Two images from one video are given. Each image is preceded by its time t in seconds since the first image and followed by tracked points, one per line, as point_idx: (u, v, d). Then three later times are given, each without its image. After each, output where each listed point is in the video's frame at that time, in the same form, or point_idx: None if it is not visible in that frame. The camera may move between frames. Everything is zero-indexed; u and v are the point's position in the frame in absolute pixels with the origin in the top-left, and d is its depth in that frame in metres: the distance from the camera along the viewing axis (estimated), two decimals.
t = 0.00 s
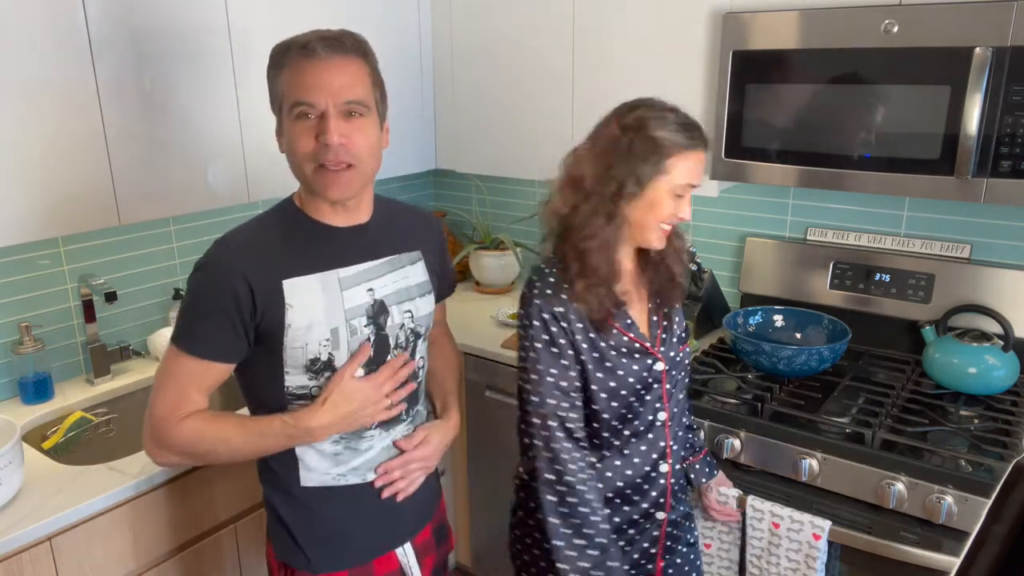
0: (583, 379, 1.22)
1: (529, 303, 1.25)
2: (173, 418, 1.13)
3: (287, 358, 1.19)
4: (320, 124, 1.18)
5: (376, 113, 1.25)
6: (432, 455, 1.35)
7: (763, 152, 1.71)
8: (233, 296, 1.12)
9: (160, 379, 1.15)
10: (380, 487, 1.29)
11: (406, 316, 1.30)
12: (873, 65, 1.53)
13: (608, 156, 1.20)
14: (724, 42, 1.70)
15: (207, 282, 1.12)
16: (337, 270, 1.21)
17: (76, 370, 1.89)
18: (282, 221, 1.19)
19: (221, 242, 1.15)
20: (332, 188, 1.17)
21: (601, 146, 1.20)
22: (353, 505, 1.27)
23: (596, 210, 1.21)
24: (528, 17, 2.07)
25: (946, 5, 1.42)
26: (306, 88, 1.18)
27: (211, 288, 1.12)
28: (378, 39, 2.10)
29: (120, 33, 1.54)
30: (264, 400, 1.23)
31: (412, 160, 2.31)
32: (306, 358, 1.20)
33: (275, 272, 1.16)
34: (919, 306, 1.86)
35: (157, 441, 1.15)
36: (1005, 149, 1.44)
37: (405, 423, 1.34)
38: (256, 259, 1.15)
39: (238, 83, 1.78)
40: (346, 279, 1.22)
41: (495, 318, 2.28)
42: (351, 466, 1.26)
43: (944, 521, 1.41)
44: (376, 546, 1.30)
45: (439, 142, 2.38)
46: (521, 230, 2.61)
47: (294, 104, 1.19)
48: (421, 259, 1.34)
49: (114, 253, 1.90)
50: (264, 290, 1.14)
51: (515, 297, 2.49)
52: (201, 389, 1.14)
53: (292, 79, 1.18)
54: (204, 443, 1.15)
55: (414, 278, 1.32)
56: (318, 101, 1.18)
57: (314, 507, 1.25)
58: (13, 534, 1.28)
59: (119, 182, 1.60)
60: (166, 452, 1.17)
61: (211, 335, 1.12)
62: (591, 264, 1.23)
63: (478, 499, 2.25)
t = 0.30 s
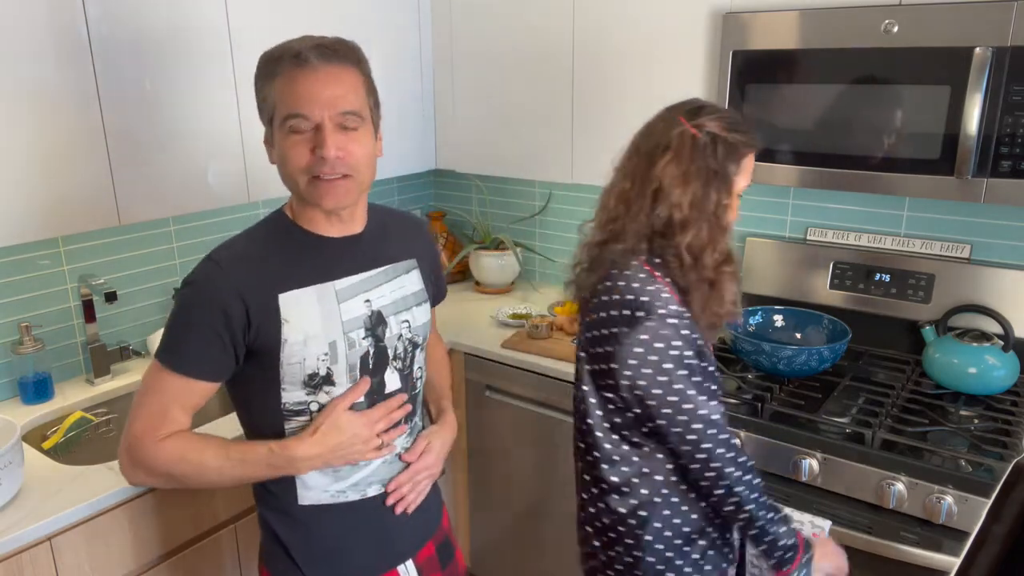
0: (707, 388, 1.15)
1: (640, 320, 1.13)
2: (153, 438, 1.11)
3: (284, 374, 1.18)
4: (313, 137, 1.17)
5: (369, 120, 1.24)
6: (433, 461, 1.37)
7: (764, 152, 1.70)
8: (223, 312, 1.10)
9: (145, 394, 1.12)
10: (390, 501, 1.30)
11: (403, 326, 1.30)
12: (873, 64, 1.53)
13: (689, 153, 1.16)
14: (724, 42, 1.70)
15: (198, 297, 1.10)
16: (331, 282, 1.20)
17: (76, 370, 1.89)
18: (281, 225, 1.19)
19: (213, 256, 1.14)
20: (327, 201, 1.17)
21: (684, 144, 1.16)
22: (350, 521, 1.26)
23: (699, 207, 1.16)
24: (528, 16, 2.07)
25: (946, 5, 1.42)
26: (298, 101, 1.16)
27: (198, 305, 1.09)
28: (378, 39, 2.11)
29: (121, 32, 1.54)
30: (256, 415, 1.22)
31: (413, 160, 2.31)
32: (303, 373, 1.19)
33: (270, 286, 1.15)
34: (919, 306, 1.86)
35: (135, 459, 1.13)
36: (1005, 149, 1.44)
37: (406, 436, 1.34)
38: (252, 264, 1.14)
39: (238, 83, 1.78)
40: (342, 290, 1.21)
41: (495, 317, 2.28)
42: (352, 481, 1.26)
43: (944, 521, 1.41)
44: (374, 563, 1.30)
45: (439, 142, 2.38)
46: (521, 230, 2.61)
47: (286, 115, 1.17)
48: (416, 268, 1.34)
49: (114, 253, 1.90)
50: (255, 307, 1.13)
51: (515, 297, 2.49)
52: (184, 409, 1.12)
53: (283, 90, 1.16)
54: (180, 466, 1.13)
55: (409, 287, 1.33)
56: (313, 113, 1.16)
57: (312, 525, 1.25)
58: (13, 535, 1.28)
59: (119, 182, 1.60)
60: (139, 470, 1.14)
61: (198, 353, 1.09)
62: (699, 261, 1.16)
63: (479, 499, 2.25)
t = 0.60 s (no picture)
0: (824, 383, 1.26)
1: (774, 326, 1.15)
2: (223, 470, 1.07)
3: (303, 384, 1.18)
4: (326, 140, 1.14)
5: (372, 121, 1.22)
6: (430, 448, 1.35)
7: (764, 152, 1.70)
8: (247, 320, 1.08)
9: (196, 432, 1.07)
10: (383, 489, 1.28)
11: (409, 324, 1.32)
12: (872, 65, 1.53)
13: (759, 154, 1.19)
14: (724, 43, 1.70)
15: (213, 311, 1.07)
16: (341, 287, 1.20)
17: (75, 370, 1.89)
18: (284, 225, 1.18)
19: (217, 266, 1.11)
20: (341, 206, 1.15)
21: (750, 147, 1.19)
22: (360, 521, 1.26)
23: (775, 206, 1.20)
24: (528, 16, 2.07)
25: (947, 5, 1.43)
26: (309, 104, 1.12)
27: (222, 321, 1.07)
28: (378, 39, 2.11)
29: (121, 33, 1.54)
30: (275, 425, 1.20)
31: (413, 160, 2.31)
32: (322, 381, 1.19)
33: (286, 296, 1.13)
34: (919, 306, 1.86)
35: (215, 499, 1.08)
36: (1006, 149, 1.44)
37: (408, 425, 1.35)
38: (262, 268, 1.12)
39: (239, 83, 1.78)
40: (352, 293, 1.21)
41: (495, 317, 2.28)
42: (363, 480, 1.26)
43: (944, 521, 1.41)
44: (386, 560, 1.30)
45: (439, 142, 2.38)
46: (520, 230, 2.61)
47: (295, 119, 1.12)
48: (411, 266, 1.36)
49: (114, 253, 1.90)
50: (274, 309, 1.11)
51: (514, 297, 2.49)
52: (240, 429, 1.09)
53: (292, 94, 1.12)
54: (265, 483, 1.09)
55: (408, 286, 1.34)
56: (328, 118, 1.13)
57: (322, 525, 1.25)
58: (13, 535, 1.28)
59: (120, 182, 1.60)
60: (224, 507, 1.09)
61: (231, 364, 1.06)
62: (780, 255, 1.22)
63: (479, 499, 2.25)
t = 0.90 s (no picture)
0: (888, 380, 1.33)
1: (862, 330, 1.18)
2: (268, 466, 1.08)
3: (323, 382, 1.19)
4: (346, 137, 1.14)
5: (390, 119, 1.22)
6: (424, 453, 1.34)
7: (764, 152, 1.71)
8: (275, 318, 1.09)
9: (233, 433, 1.08)
10: (369, 488, 1.27)
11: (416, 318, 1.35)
12: (872, 65, 1.53)
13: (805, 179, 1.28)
14: (724, 42, 1.70)
15: (240, 310, 1.07)
16: (356, 285, 1.22)
17: (76, 370, 1.89)
18: (291, 225, 1.17)
19: (237, 265, 1.10)
20: (362, 203, 1.16)
21: (799, 175, 1.28)
22: (375, 512, 1.29)
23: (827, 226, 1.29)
24: (527, 16, 2.07)
25: (947, 5, 1.43)
26: (329, 99, 1.12)
27: (247, 324, 1.06)
28: (378, 39, 2.11)
29: (120, 33, 1.54)
30: (296, 427, 1.20)
31: (413, 160, 2.31)
32: (341, 379, 1.20)
33: (308, 297, 1.14)
34: (919, 306, 1.85)
35: (261, 497, 1.08)
36: (1005, 149, 1.44)
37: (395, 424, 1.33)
38: (282, 266, 1.12)
39: (238, 83, 1.78)
40: (367, 292, 1.23)
41: (495, 316, 2.28)
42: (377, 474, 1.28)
43: (944, 521, 1.41)
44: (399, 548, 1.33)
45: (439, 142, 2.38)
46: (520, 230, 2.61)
47: (314, 114, 1.13)
48: (414, 262, 1.38)
49: (114, 253, 1.90)
50: (297, 309, 1.12)
51: (515, 297, 2.49)
52: (277, 427, 1.09)
53: (312, 90, 1.12)
54: (313, 473, 1.11)
55: (413, 281, 1.36)
56: (353, 117, 1.13)
57: (336, 517, 1.26)
58: (12, 535, 1.28)
59: (119, 182, 1.60)
60: (271, 506, 1.10)
61: (266, 364, 1.07)
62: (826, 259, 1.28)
63: (480, 499, 2.24)
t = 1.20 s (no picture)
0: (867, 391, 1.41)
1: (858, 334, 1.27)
2: (284, 457, 1.10)
3: (343, 371, 1.21)
4: (419, 136, 1.18)
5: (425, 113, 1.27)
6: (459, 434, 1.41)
7: (763, 152, 1.71)
8: (299, 311, 1.11)
9: (249, 423, 1.09)
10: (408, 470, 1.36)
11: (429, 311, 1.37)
12: (872, 65, 1.53)
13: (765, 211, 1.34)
14: (724, 42, 1.70)
15: (266, 301, 1.09)
16: (374, 278, 1.24)
17: (76, 370, 1.89)
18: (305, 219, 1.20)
19: (267, 258, 1.12)
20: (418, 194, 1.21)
21: (759, 211, 1.32)
22: (391, 493, 1.34)
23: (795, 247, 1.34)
24: (526, 16, 2.06)
25: (946, 5, 1.43)
26: (407, 98, 1.16)
27: (269, 313, 1.09)
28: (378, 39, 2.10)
29: (119, 33, 1.54)
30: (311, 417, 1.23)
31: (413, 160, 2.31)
32: (361, 368, 1.23)
33: (332, 291, 1.16)
34: (919, 306, 1.85)
35: (272, 485, 1.10)
36: (1006, 149, 1.44)
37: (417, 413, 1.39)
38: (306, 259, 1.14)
39: (237, 83, 1.78)
40: (384, 284, 1.25)
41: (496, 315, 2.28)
42: (396, 456, 1.34)
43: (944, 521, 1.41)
44: (412, 527, 1.38)
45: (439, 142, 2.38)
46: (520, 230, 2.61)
47: (393, 112, 1.14)
48: (424, 255, 1.40)
49: (114, 253, 1.90)
50: (317, 301, 1.14)
51: (515, 297, 2.49)
52: (294, 418, 1.11)
53: (392, 89, 1.14)
54: (326, 466, 1.13)
55: (424, 273, 1.38)
56: (421, 112, 1.17)
57: (356, 502, 1.30)
58: (13, 535, 1.28)
59: (119, 182, 1.60)
60: (279, 493, 1.12)
61: (287, 355, 1.09)
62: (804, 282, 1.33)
63: (479, 498, 2.25)
